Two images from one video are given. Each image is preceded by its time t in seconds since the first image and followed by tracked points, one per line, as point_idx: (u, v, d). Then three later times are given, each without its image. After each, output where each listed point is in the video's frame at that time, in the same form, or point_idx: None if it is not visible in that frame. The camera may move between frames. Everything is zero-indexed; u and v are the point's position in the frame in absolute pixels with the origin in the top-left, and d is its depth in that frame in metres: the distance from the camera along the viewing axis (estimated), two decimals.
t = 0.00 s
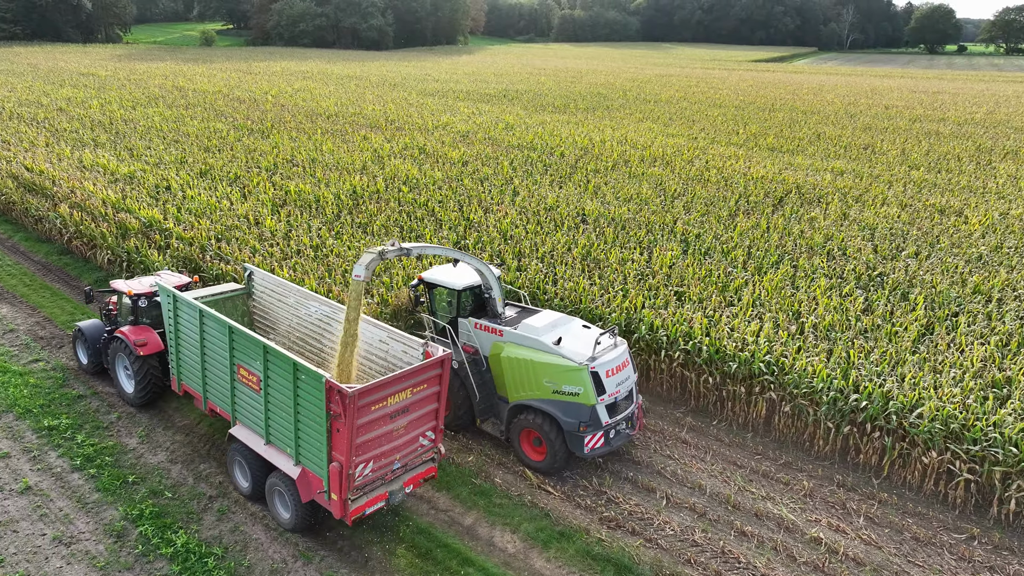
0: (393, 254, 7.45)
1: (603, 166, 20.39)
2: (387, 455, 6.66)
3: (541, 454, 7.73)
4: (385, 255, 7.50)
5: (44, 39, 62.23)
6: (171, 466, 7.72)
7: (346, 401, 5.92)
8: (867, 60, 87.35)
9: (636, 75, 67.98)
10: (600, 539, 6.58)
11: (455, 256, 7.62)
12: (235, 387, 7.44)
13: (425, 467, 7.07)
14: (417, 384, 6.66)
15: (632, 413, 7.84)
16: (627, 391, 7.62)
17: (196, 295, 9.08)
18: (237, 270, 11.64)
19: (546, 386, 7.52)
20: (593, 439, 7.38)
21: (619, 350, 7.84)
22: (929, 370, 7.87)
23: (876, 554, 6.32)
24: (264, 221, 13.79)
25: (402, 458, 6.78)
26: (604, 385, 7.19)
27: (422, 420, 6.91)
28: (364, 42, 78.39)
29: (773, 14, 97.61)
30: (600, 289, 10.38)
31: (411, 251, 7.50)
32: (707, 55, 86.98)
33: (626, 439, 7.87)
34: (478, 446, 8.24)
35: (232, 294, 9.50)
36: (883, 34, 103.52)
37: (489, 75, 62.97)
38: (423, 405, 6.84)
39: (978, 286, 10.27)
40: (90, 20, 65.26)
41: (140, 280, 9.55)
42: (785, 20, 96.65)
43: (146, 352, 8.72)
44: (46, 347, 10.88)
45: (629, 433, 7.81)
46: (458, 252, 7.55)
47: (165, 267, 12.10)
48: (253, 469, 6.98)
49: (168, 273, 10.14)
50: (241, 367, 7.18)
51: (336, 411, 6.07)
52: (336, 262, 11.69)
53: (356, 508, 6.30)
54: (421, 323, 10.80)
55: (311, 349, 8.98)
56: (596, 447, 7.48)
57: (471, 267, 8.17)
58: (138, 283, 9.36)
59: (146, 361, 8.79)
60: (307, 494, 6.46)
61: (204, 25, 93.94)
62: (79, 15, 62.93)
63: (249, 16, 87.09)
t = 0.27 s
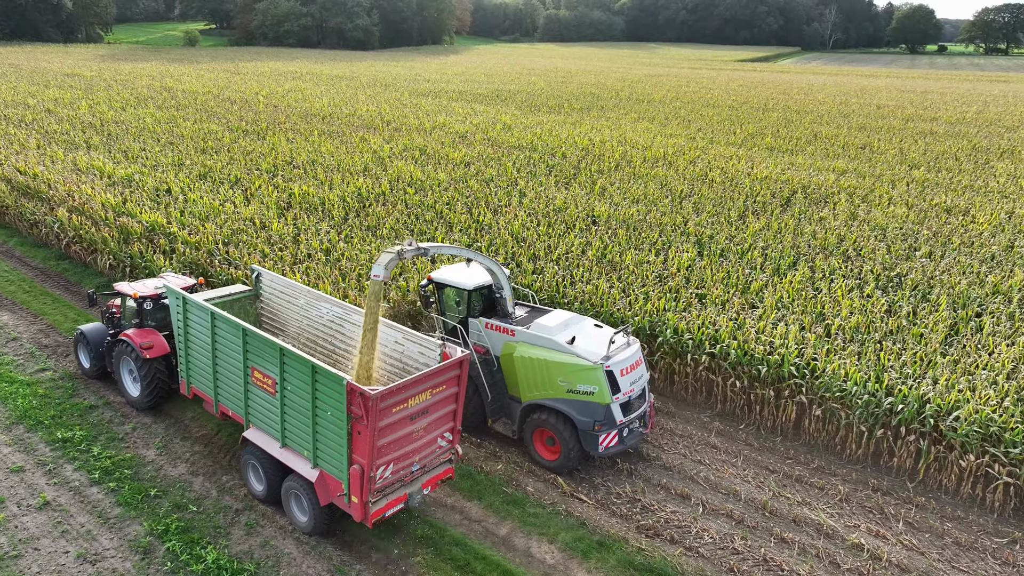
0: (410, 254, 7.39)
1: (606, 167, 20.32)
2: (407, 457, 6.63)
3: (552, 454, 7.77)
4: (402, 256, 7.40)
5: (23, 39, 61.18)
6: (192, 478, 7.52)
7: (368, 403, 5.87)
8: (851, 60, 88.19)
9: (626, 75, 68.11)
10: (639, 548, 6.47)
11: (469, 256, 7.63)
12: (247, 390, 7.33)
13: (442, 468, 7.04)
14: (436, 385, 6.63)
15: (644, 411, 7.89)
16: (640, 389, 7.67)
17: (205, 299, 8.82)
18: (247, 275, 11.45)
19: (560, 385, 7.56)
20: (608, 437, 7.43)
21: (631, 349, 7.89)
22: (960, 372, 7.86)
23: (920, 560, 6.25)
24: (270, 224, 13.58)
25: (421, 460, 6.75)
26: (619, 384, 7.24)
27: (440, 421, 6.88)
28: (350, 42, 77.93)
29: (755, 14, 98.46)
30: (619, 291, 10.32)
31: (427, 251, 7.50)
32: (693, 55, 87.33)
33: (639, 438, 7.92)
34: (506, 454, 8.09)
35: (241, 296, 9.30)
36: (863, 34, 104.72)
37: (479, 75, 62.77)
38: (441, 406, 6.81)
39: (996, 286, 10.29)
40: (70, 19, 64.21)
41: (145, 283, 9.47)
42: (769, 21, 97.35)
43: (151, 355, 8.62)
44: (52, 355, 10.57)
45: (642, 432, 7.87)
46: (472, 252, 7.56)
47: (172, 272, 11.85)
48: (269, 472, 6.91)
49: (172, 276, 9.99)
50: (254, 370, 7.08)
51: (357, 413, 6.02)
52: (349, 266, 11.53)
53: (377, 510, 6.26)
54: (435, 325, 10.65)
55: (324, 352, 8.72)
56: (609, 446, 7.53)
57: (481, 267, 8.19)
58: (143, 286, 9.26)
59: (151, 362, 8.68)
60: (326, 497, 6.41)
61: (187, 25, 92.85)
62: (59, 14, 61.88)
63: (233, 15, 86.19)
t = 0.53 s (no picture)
0: (424, 255, 7.30)
1: (606, 167, 20.27)
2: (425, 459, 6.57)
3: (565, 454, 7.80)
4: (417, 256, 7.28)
5: None
6: (214, 492, 7.32)
7: (390, 406, 5.81)
8: (832, 59, 89.10)
9: (614, 75, 68.23)
10: (680, 558, 6.39)
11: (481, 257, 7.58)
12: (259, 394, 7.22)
13: (458, 470, 7.00)
14: (455, 387, 6.58)
15: (656, 410, 7.90)
16: (652, 388, 7.68)
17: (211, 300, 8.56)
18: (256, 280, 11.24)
19: (573, 385, 7.55)
20: (620, 436, 7.44)
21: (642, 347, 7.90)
22: (990, 373, 7.87)
23: (962, 565, 6.21)
24: (276, 227, 13.35)
25: (439, 462, 6.70)
26: (632, 383, 7.24)
27: (458, 423, 6.83)
28: (333, 42, 77.41)
29: (736, 14, 99.30)
30: (639, 293, 10.25)
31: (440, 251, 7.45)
32: (677, 55, 87.73)
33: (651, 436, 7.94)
34: (534, 461, 7.96)
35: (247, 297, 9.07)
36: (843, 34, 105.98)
37: (467, 75, 62.54)
38: (459, 408, 6.76)
39: (1012, 285, 10.33)
40: (48, 19, 63.12)
41: (148, 286, 9.26)
42: (749, 21, 98.07)
43: (156, 358, 8.47)
44: (57, 365, 10.27)
45: (654, 430, 7.89)
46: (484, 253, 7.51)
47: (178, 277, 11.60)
48: (282, 477, 6.84)
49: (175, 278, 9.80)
50: (267, 373, 6.97)
51: (378, 416, 5.95)
52: (361, 270, 11.36)
53: (396, 513, 6.20)
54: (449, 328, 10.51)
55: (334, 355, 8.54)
56: (622, 445, 7.54)
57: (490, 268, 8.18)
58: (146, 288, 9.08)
59: (156, 367, 8.54)
60: (343, 500, 6.35)
61: (168, 24, 91.69)
62: (37, 14, 60.77)
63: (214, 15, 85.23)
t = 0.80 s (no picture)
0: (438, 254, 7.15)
1: (604, 167, 20.21)
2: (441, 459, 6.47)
3: (574, 452, 7.81)
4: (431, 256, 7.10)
5: None
6: (236, 504, 7.10)
7: (410, 406, 5.69)
8: (812, 60, 90.06)
9: (600, 74, 68.31)
10: (720, 565, 6.30)
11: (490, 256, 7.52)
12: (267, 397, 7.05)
13: (472, 470, 6.91)
14: (470, 386, 6.47)
15: (665, 407, 7.90)
16: (661, 385, 7.68)
17: (217, 304, 8.24)
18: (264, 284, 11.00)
19: (582, 383, 7.52)
20: (631, 434, 7.42)
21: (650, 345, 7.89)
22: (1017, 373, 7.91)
23: (1003, 567, 6.19)
24: (279, 231, 13.09)
25: (454, 462, 6.59)
26: (643, 380, 7.22)
27: (472, 422, 6.72)
28: (315, 42, 76.72)
29: (716, 14, 99.97)
30: (658, 294, 10.20)
31: (453, 251, 7.29)
32: (660, 55, 88.13)
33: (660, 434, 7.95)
34: (560, 467, 7.83)
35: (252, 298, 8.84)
36: (823, 34, 107.34)
37: (453, 75, 62.25)
38: (474, 407, 6.65)
39: None
40: (23, 19, 61.83)
41: (147, 288, 9.03)
42: (729, 21, 98.69)
43: (156, 361, 8.32)
44: (60, 374, 9.94)
45: (663, 428, 7.89)
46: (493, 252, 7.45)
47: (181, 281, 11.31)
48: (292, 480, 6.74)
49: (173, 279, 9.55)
50: (276, 375, 6.80)
51: (395, 417, 5.83)
52: (371, 273, 11.16)
53: (413, 514, 6.09)
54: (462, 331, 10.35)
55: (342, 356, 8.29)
56: (632, 443, 7.53)
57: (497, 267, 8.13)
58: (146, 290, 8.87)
59: (157, 370, 8.39)
60: (358, 503, 6.24)
61: (145, 24, 90.28)
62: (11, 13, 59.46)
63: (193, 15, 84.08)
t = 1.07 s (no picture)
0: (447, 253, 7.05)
1: (600, 167, 20.15)
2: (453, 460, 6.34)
3: (581, 452, 7.81)
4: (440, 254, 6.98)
5: None
6: (257, 518, 6.88)
7: (425, 408, 5.56)
8: (790, 60, 91.00)
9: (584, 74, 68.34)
10: (759, 571, 6.22)
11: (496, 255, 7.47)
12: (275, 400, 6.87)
13: (484, 470, 6.80)
14: (483, 386, 6.34)
15: (669, 405, 7.90)
16: (667, 382, 7.67)
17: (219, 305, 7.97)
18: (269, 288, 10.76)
19: (589, 381, 7.48)
20: (638, 432, 7.42)
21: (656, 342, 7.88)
22: None
23: None
24: (280, 234, 12.82)
25: (466, 463, 6.47)
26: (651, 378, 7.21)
27: (484, 422, 6.60)
28: (295, 42, 75.86)
29: (695, 14, 100.59)
30: (671, 296, 10.11)
31: (462, 250, 7.21)
32: (641, 55, 88.44)
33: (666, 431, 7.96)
34: (586, 473, 7.71)
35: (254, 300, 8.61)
36: (801, 34, 108.57)
37: (438, 75, 61.90)
38: (486, 407, 6.53)
39: None
40: None
41: (143, 291, 8.83)
42: (708, 21, 99.28)
43: (155, 365, 8.16)
44: (61, 385, 9.60)
45: (667, 425, 7.90)
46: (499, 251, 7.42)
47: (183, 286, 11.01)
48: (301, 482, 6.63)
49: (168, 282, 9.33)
50: (283, 378, 6.62)
51: (410, 419, 5.70)
52: (379, 276, 10.96)
53: (428, 517, 5.98)
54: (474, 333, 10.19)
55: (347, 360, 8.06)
56: (639, 441, 7.53)
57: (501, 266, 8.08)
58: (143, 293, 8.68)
59: (156, 374, 8.21)
60: (371, 506, 6.12)
61: (119, 23, 88.64)
62: None
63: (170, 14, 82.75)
